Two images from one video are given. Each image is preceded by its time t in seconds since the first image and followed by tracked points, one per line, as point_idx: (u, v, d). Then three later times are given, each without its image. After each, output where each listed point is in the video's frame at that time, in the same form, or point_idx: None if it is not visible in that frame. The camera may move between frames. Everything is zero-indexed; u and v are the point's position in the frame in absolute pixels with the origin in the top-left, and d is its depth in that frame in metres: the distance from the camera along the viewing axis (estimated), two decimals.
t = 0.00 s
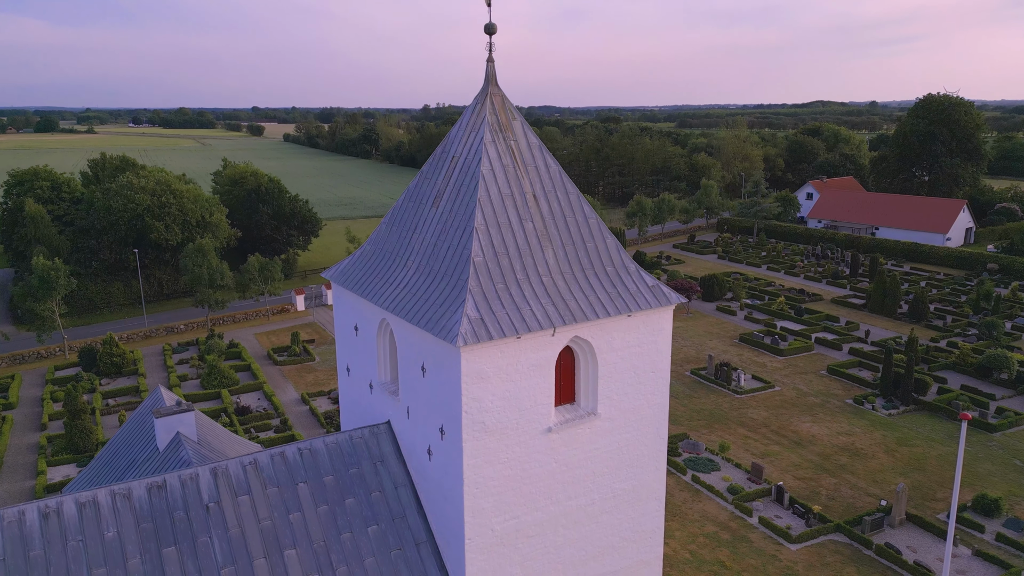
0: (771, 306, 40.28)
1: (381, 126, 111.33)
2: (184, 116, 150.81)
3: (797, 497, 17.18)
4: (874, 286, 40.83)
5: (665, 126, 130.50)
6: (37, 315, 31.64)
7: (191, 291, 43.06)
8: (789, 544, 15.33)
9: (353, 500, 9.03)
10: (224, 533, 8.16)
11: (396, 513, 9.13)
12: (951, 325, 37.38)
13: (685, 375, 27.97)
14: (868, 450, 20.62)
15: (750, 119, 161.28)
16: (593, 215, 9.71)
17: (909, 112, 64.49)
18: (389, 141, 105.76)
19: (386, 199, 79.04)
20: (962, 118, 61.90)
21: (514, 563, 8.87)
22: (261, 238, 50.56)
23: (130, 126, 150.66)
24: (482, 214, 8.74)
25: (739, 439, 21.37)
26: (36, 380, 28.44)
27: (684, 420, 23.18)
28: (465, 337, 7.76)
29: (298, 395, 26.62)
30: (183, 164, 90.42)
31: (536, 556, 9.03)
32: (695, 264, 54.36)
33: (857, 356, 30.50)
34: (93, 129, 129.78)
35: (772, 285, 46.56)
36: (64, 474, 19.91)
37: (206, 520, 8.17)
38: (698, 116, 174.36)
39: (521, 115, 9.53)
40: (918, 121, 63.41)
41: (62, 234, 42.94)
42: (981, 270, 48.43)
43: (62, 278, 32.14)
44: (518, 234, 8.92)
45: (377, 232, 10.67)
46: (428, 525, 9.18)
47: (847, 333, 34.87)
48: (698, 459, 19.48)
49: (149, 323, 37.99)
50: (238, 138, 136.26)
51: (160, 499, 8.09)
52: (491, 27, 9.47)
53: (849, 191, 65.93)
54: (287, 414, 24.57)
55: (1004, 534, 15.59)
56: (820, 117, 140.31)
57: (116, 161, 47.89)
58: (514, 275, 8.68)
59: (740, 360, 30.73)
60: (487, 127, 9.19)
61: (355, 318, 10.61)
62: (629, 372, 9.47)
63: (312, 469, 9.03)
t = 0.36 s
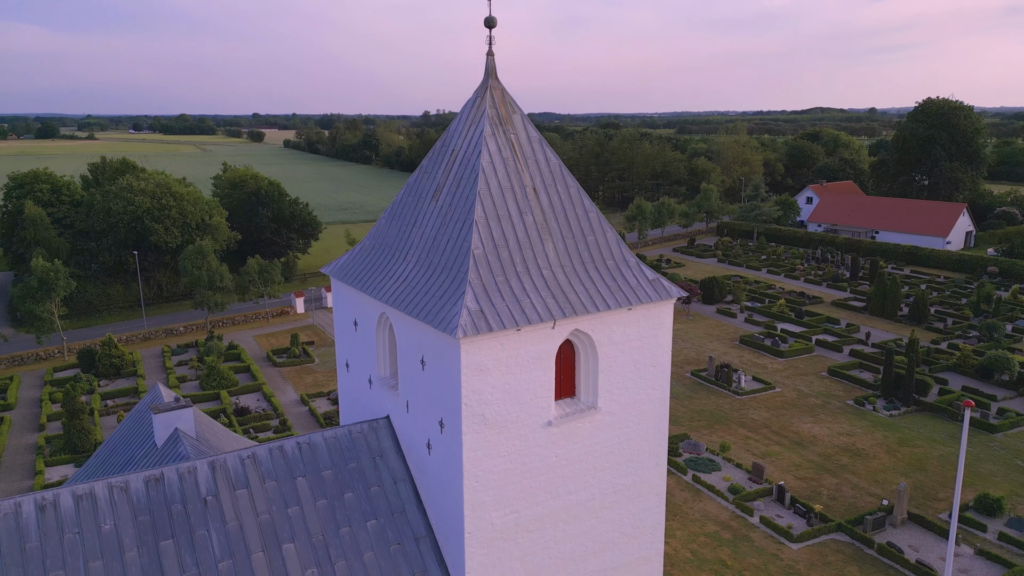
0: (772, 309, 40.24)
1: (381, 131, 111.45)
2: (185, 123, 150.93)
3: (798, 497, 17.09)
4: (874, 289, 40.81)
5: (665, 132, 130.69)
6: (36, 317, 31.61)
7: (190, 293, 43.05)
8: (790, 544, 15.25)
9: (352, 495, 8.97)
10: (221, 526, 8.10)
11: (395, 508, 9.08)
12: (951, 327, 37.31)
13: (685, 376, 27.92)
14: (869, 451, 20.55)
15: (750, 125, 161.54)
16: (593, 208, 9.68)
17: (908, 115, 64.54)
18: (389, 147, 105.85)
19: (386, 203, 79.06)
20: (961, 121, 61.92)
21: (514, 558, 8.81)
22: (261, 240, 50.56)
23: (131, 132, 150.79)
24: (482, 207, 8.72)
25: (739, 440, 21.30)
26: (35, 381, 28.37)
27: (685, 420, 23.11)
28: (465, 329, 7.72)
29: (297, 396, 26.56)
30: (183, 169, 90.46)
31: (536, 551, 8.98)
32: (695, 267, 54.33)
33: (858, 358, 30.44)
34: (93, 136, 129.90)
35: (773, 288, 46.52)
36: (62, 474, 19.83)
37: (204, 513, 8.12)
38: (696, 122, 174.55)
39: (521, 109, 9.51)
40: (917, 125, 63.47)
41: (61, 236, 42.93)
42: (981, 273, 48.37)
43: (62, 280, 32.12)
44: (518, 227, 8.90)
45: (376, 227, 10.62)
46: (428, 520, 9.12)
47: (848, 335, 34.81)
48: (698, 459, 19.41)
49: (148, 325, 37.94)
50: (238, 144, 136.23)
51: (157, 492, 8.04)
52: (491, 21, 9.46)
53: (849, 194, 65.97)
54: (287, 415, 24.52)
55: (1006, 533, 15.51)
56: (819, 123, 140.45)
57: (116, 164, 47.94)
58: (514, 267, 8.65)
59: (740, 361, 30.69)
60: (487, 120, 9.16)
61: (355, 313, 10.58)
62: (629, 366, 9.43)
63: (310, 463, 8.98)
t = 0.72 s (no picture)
0: (772, 311, 40.19)
1: (382, 137, 111.57)
2: (185, 129, 150.95)
3: (799, 496, 17.02)
4: (875, 291, 40.79)
5: (664, 137, 130.89)
6: (36, 318, 31.57)
7: (190, 295, 43.03)
8: (792, 543, 15.18)
9: (351, 489, 8.93)
10: (219, 519, 8.05)
11: (394, 502, 9.03)
12: (952, 329, 37.25)
13: (686, 378, 27.87)
14: (870, 451, 20.48)
15: (750, 131, 161.75)
16: (593, 201, 9.66)
17: (908, 119, 64.61)
18: (390, 152, 105.95)
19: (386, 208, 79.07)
20: (961, 125, 62.02)
21: (514, 553, 8.76)
22: (261, 243, 50.56)
23: (132, 139, 150.90)
24: (482, 199, 8.70)
25: (740, 440, 21.24)
26: (33, 382, 28.28)
27: (685, 421, 23.05)
28: (465, 319, 7.69)
29: (296, 397, 26.52)
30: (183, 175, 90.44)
31: (536, 546, 8.93)
32: (695, 270, 54.32)
33: (858, 359, 30.41)
34: (94, 142, 129.95)
35: (773, 291, 46.49)
36: (60, 474, 19.76)
37: (202, 506, 8.08)
38: (696, 129, 174.88)
39: (520, 102, 9.50)
40: (917, 129, 63.53)
41: (61, 239, 42.93)
42: (981, 276, 48.35)
43: (61, 281, 32.11)
44: (518, 219, 8.88)
45: (376, 221, 10.59)
46: (427, 514, 9.08)
47: (848, 337, 34.78)
48: (699, 459, 19.34)
49: (148, 327, 37.90)
50: (238, 150, 136.33)
51: (155, 484, 8.00)
52: (490, 15, 9.46)
53: (849, 198, 66.02)
54: (286, 415, 24.47)
55: (1008, 532, 15.44)
56: (818, 129, 140.70)
57: (116, 167, 47.96)
58: (514, 259, 8.62)
59: (741, 363, 30.62)
60: (487, 113, 9.16)
61: (354, 307, 10.55)
62: (630, 359, 9.39)
63: (309, 456, 8.94)
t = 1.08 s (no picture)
0: (772, 314, 40.14)
1: (382, 143, 111.67)
2: (185, 135, 150.94)
3: (800, 496, 16.95)
4: (875, 294, 40.77)
5: (664, 142, 131.01)
6: (35, 320, 31.54)
7: (189, 298, 43.00)
8: (793, 542, 15.10)
9: (350, 483, 8.87)
10: (217, 512, 8.00)
11: (393, 497, 8.98)
12: (953, 332, 37.20)
13: (686, 379, 27.80)
14: (871, 451, 20.41)
15: (749, 137, 162.04)
16: (593, 196, 9.63)
17: (907, 124, 64.74)
18: (390, 157, 106.03)
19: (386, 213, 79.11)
20: (961, 129, 62.06)
21: (513, 548, 8.70)
22: (261, 246, 50.54)
23: (132, 145, 150.95)
24: (481, 192, 8.68)
25: (741, 440, 21.16)
26: (32, 384, 28.20)
27: (686, 422, 22.98)
28: (464, 311, 7.65)
29: (296, 398, 26.45)
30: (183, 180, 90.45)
31: (536, 541, 8.88)
32: (695, 273, 54.29)
33: (859, 361, 30.34)
34: (94, 148, 130.03)
35: (773, 294, 46.44)
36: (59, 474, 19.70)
37: (200, 500, 8.02)
38: (696, 135, 175.26)
39: (520, 96, 9.47)
40: (916, 133, 63.65)
41: (60, 242, 42.92)
42: (981, 279, 48.31)
43: (60, 283, 32.08)
44: (518, 213, 8.85)
45: (376, 216, 10.56)
46: (426, 509, 9.02)
47: (849, 339, 34.73)
48: (700, 459, 19.26)
49: (147, 330, 37.85)
50: (238, 156, 136.48)
51: (152, 478, 7.95)
52: (490, 9, 9.45)
53: (849, 203, 66.07)
54: (284, 416, 24.41)
55: (1011, 531, 15.37)
56: (818, 134, 140.78)
57: (116, 170, 48.00)
58: (514, 253, 8.59)
59: (742, 365, 30.55)
60: (487, 106, 9.13)
61: (353, 303, 10.52)
62: (629, 354, 9.35)
63: (307, 450, 8.88)
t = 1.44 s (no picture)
0: (773, 316, 40.12)
1: (382, 149, 111.78)
2: (186, 142, 150.94)
3: (801, 495, 16.88)
4: (875, 296, 40.73)
5: (664, 148, 131.07)
6: (34, 322, 31.51)
7: (189, 301, 42.97)
8: (794, 541, 15.03)
9: (348, 477, 8.83)
10: (214, 506, 7.96)
11: (391, 491, 8.93)
12: (953, 334, 37.14)
13: (686, 381, 27.76)
14: (872, 451, 20.34)
15: (748, 143, 162.46)
16: (592, 189, 9.61)
17: (906, 128, 64.86)
18: (390, 162, 106.11)
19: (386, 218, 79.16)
20: (960, 133, 62.18)
21: (512, 543, 8.65)
22: (261, 249, 50.56)
23: (133, 151, 150.99)
24: (481, 185, 8.65)
25: (741, 441, 21.09)
26: (31, 386, 28.13)
27: (686, 422, 22.91)
28: (463, 303, 7.62)
29: (295, 399, 26.42)
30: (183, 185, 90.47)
31: (536, 535, 8.83)
32: (695, 276, 54.26)
33: (859, 362, 30.29)
34: (95, 155, 130.16)
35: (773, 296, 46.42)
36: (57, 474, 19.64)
37: (197, 493, 7.98)
38: (695, 141, 175.66)
39: (520, 90, 9.46)
40: (915, 137, 63.76)
41: (60, 244, 42.91)
42: (982, 282, 48.28)
43: (60, 284, 32.06)
44: (517, 206, 8.83)
45: (375, 211, 10.53)
46: (424, 504, 8.97)
47: (849, 341, 34.69)
48: (700, 459, 19.19)
49: (146, 332, 37.82)
50: (239, 162, 136.61)
51: (149, 470, 7.90)
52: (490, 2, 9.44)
53: (848, 206, 66.13)
54: (284, 417, 24.37)
55: (1013, 530, 15.30)
56: (819, 140, 140.75)
57: (116, 173, 48.03)
58: (513, 245, 8.56)
59: (742, 366, 30.50)
60: (486, 100, 9.11)
61: (352, 297, 10.48)
62: (629, 348, 9.31)
63: (305, 445, 8.84)
